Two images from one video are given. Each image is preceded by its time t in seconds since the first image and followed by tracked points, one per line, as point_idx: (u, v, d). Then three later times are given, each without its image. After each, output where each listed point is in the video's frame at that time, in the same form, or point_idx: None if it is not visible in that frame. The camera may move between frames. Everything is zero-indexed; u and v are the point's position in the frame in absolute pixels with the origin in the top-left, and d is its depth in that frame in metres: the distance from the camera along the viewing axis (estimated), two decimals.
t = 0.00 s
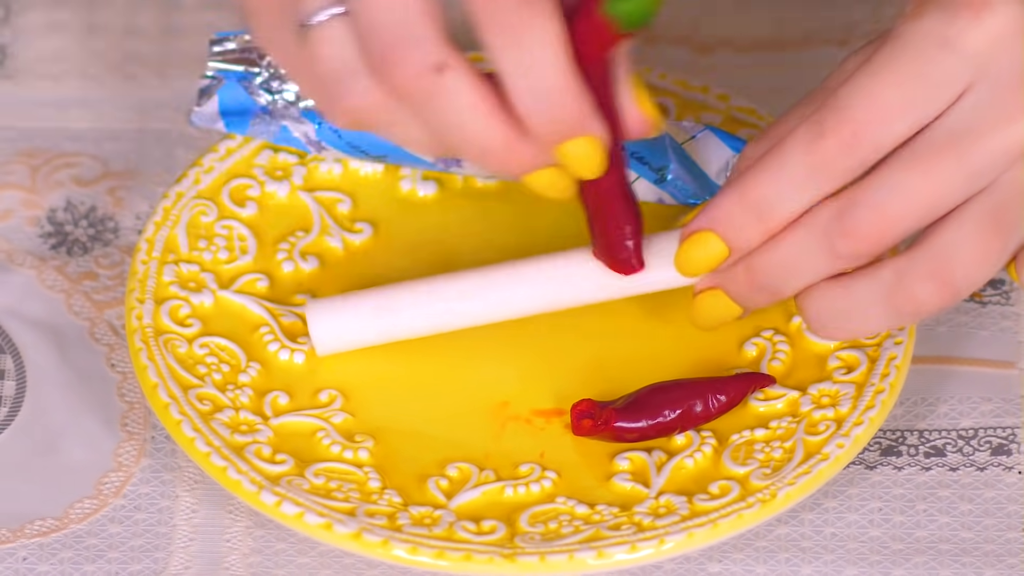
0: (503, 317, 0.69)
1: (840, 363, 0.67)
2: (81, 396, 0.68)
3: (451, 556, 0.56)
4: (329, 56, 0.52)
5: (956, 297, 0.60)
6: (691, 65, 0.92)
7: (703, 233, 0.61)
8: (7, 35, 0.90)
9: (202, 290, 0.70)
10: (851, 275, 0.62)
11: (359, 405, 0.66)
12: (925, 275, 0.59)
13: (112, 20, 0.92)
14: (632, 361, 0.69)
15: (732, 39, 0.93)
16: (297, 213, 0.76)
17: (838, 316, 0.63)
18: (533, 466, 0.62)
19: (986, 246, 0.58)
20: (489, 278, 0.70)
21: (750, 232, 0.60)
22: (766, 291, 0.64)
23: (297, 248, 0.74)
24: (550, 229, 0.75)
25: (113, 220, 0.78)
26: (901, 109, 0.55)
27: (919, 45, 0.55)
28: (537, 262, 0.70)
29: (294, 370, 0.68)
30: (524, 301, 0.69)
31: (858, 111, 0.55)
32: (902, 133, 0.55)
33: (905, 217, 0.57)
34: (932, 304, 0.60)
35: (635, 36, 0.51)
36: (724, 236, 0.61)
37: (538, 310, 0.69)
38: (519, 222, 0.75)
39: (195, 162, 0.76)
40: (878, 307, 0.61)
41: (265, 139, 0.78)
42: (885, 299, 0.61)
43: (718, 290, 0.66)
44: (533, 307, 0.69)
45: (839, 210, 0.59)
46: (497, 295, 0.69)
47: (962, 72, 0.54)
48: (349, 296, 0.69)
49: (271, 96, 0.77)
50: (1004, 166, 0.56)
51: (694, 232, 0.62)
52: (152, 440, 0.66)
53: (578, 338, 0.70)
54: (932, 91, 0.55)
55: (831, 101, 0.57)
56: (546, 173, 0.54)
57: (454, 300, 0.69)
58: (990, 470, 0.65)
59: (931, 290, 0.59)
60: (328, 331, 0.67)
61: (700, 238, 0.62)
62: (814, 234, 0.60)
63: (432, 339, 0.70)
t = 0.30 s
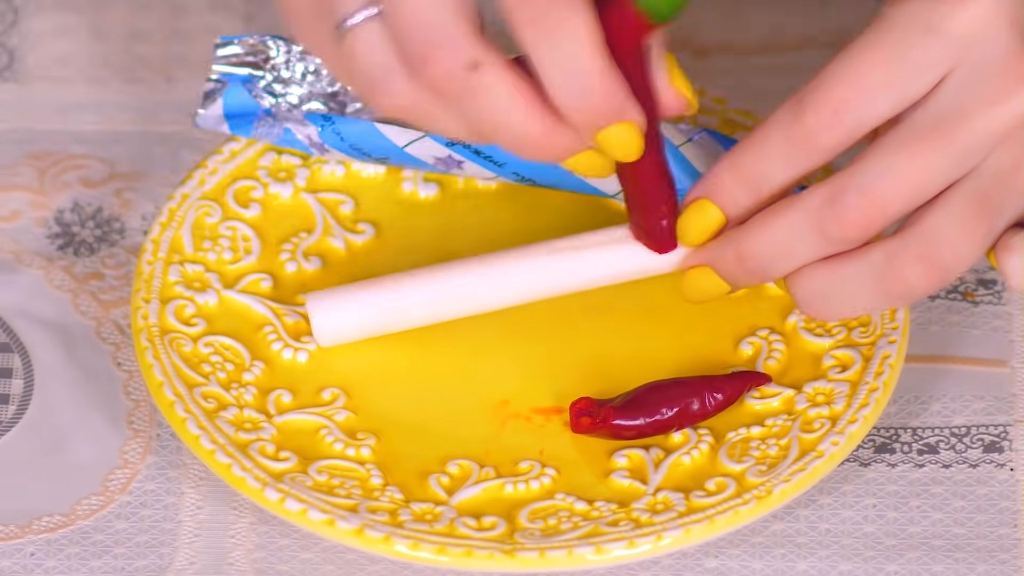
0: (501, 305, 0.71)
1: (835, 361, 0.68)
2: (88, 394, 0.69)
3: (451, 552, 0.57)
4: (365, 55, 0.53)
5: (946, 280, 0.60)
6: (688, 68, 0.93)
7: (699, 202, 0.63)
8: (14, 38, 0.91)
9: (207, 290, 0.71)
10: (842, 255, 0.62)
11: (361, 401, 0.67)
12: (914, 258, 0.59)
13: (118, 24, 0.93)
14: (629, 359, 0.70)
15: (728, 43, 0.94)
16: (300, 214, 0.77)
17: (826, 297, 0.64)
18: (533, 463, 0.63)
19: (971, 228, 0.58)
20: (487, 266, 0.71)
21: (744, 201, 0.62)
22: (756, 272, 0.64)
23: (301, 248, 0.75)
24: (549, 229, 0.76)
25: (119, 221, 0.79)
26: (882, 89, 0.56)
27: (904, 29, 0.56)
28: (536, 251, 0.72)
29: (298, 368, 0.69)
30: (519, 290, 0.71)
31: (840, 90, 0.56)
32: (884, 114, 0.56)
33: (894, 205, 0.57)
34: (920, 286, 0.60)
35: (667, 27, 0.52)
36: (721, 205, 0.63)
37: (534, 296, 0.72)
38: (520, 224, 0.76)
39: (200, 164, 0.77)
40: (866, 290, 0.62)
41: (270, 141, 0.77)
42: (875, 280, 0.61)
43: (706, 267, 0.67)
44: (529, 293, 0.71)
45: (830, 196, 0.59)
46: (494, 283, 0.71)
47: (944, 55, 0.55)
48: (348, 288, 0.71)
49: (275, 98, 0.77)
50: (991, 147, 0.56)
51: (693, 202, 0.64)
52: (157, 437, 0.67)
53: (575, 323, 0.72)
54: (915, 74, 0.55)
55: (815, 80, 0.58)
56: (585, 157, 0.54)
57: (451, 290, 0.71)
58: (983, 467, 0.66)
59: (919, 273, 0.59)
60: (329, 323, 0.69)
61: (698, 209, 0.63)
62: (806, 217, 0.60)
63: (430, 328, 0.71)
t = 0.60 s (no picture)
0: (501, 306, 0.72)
1: (830, 360, 0.69)
2: (95, 392, 0.70)
3: (452, 547, 0.58)
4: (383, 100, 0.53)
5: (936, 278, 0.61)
6: (685, 71, 0.94)
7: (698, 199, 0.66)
8: (22, 41, 0.92)
9: (212, 290, 0.72)
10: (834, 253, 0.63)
11: (364, 399, 0.68)
12: (907, 257, 0.60)
13: (124, 28, 0.94)
14: (625, 357, 0.71)
15: (724, 47, 0.95)
16: (304, 216, 0.78)
17: (821, 295, 0.65)
18: (533, 460, 0.64)
19: (962, 227, 0.59)
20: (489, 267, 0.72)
21: (738, 197, 0.64)
22: (748, 273, 0.65)
23: (304, 249, 0.76)
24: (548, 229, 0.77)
25: (126, 222, 0.80)
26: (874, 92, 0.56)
27: (896, 30, 0.56)
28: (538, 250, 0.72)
29: (302, 367, 0.70)
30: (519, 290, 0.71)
31: (830, 91, 0.57)
32: (874, 115, 0.57)
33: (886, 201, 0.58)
34: (912, 284, 0.61)
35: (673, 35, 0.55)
36: (716, 203, 0.65)
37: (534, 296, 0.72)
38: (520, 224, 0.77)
39: (206, 166, 0.78)
40: (858, 288, 0.63)
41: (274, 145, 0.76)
42: (868, 278, 0.62)
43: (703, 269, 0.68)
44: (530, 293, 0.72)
45: (822, 194, 0.60)
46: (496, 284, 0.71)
47: (934, 58, 0.56)
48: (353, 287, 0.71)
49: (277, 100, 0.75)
50: (980, 147, 0.57)
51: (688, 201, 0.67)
52: (163, 435, 0.68)
53: (575, 321, 0.73)
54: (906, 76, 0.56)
55: (807, 80, 0.59)
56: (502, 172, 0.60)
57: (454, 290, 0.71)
58: (975, 464, 0.67)
59: (911, 271, 0.60)
60: (331, 322, 0.70)
61: (694, 206, 0.66)
62: (800, 217, 0.61)
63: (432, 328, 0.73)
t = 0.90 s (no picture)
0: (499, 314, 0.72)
1: (824, 359, 0.70)
2: (102, 390, 0.71)
3: (454, 543, 0.59)
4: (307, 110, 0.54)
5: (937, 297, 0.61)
6: (682, 75, 0.95)
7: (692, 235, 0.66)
8: (30, 45, 0.93)
9: (217, 290, 0.73)
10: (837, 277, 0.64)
11: (367, 397, 0.69)
12: (904, 278, 0.60)
13: (130, 32, 0.95)
14: (623, 356, 0.72)
15: (721, 51, 0.97)
16: (308, 217, 0.79)
17: (825, 318, 0.65)
18: (532, 457, 0.65)
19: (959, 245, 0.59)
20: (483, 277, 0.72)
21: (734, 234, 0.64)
22: (752, 295, 0.67)
23: (307, 250, 0.77)
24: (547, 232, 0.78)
25: (132, 224, 0.81)
26: (868, 120, 0.57)
27: (884, 59, 0.57)
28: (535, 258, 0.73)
29: (306, 366, 0.71)
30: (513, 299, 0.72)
31: (825, 123, 0.58)
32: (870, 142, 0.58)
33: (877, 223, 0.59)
34: (912, 305, 0.61)
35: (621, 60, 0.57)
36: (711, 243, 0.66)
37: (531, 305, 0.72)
38: (520, 224, 0.79)
39: (210, 169, 0.79)
40: (859, 311, 0.63)
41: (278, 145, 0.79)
42: (868, 301, 0.62)
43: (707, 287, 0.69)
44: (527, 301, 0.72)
45: (817, 219, 0.61)
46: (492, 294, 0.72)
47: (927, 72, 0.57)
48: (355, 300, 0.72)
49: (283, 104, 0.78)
50: (969, 168, 0.58)
51: (683, 236, 0.67)
52: (169, 432, 0.70)
53: (575, 323, 0.74)
54: (897, 99, 0.57)
55: (801, 111, 0.59)
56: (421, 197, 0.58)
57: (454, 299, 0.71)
58: (967, 461, 0.68)
59: (910, 292, 0.61)
60: (332, 338, 0.70)
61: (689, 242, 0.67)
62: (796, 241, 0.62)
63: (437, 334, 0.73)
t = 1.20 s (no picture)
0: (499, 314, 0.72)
1: (819, 357, 0.71)
2: (109, 388, 0.72)
3: (455, 539, 0.60)
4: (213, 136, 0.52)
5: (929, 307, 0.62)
6: (679, 79, 0.96)
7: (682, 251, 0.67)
8: (38, 49, 0.94)
9: (222, 290, 0.74)
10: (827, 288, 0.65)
11: (369, 396, 0.70)
12: (896, 289, 0.61)
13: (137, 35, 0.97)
14: (621, 356, 0.73)
15: (717, 55, 0.98)
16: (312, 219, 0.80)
17: (816, 329, 0.66)
18: (532, 454, 0.67)
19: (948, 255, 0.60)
20: (477, 278, 0.72)
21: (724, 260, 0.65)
22: (747, 300, 0.68)
23: (310, 251, 0.78)
24: (545, 235, 0.79)
25: (138, 225, 0.82)
26: (858, 139, 0.58)
27: (866, 80, 0.57)
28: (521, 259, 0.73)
29: (309, 365, 0.72)
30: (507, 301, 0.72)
31: (814, 145, 0.58)
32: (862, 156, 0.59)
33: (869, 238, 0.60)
34: (903, 315, 0.62)
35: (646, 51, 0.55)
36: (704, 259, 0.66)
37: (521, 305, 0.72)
38: (519, 227, 0.80)
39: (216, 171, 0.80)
40: (853, 321, 0.64)
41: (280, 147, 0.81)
42: (860, 312, 0.63)
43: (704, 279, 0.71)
44: (516, 302, 0.72)
45: (807, 236, 0.62)
46: (481, 295, 0.72)
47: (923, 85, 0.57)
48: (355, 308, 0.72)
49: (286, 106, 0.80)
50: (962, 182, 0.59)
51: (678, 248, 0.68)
52: (175, 430, 0.71)
53: (575, 325, 0.75)
54: (882, 119, 0.58)
55: (788, 131, 0.60)
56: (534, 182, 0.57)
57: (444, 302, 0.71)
58: (960, 458, 0.70)
59: (901, 302, 0.61)
60: (331, 346, 0.70)
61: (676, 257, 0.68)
62: (785, 254, 0.63)
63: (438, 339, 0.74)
